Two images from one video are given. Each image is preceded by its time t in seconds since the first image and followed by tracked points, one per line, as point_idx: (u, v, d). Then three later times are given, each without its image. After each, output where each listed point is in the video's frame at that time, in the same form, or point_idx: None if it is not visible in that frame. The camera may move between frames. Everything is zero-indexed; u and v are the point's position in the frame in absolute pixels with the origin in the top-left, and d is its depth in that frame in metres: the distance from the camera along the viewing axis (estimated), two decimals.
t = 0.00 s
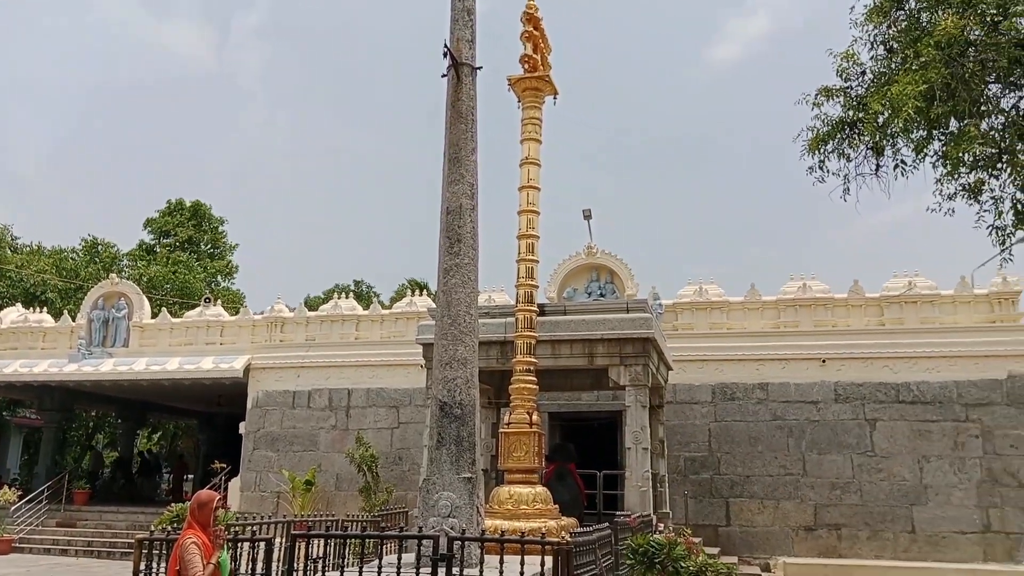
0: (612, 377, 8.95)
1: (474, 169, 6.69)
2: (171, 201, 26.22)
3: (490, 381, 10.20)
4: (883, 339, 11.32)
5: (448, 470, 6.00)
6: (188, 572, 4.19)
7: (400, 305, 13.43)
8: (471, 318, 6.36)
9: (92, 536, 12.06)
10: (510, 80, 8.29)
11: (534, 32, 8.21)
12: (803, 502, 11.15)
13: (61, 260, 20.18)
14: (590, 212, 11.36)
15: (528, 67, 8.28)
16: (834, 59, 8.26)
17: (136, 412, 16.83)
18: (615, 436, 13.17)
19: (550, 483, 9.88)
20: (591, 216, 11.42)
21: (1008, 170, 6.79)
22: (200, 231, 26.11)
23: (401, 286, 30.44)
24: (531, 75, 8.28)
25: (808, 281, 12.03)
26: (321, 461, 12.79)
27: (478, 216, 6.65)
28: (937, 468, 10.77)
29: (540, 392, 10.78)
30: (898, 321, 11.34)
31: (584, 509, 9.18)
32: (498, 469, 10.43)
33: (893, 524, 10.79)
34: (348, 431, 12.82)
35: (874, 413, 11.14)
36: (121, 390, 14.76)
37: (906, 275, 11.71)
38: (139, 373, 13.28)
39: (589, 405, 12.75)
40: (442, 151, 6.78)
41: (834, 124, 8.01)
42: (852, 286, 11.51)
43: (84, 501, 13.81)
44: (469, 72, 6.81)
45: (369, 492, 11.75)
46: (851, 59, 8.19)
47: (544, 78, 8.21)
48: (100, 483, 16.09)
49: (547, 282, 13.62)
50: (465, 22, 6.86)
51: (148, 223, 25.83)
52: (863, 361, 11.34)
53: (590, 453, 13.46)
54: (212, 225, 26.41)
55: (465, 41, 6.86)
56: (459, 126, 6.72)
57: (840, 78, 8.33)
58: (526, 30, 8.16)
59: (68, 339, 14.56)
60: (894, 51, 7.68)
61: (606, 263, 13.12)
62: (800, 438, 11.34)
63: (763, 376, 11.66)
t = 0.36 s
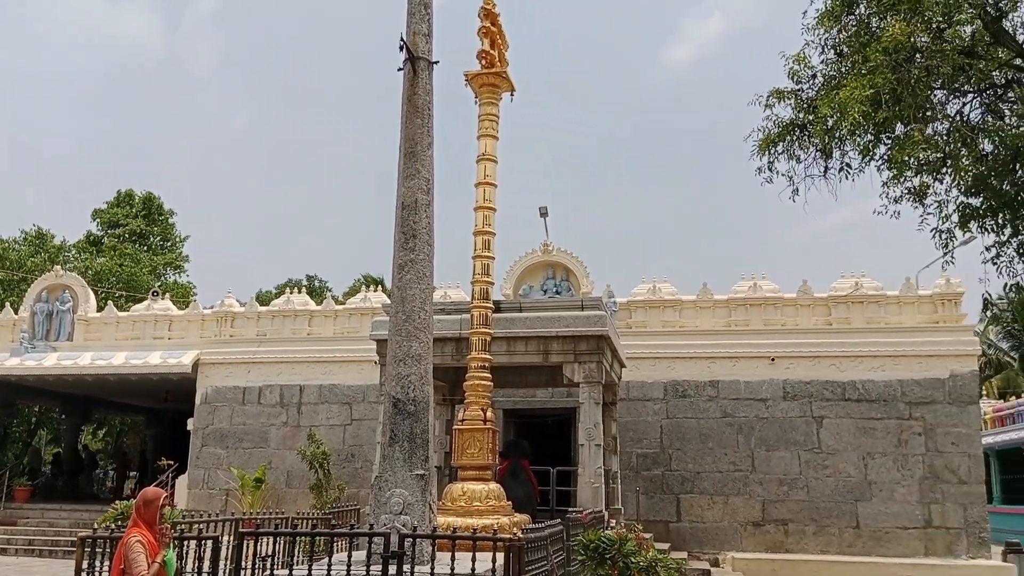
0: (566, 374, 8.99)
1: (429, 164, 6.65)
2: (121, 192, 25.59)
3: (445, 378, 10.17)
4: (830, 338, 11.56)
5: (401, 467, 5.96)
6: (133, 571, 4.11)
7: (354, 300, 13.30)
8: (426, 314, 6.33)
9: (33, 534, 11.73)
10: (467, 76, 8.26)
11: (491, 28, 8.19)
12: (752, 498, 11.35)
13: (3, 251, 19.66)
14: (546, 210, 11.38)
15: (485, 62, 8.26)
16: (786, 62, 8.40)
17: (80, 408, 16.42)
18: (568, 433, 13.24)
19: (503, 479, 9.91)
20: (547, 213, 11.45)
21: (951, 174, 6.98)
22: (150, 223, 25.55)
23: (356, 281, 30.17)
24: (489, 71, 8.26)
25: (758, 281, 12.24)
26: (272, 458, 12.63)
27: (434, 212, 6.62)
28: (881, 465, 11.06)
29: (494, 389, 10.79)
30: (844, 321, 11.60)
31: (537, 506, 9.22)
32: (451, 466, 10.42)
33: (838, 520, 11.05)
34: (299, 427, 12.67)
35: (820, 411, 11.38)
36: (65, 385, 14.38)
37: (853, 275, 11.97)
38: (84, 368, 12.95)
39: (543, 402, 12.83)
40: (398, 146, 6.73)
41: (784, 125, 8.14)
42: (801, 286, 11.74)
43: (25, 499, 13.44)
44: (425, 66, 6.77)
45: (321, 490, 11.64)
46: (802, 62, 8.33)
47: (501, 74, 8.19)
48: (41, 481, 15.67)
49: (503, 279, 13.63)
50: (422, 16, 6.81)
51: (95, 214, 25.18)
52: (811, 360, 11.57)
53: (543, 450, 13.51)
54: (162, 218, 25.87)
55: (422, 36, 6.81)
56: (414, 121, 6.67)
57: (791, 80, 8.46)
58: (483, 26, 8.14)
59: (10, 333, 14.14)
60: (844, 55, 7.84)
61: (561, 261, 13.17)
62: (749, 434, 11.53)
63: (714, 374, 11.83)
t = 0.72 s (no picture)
0: (516, 371, 9.01)
1: (381, 158, 6.60)
2: (62, 179, 24.85)
3: (395, 373, 10.11)
4: (775, 338, 11.80)
5: (348, 464, 5.90)
6: (69, 568, 4.00)
7: (303, 294, 13.13)
8: (376, 310, 6.28)
9: None
10: (421, 71, 8.21)
11: (446, 23, 8.14)
12: (697, 494, 11.53)
13: None
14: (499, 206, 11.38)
15: (440, 57, 8.22)
16: (736, 67, 8.53)
17: (16, 401, 15.93)
18: (518, 429, 13.26)
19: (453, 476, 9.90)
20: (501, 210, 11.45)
21: (892, 181, 7.17)
22: (92, 212, 24.87)
23: (306, 275, 29.78)
24: (443, 66, 8.22)
25: (707, 281, 12.41)
26: (215, 454, 12.41)
27: (385, 207, 6.56)
28: (822, 462, 11.33)
29: (444, 386, 10.76)
30: (789, 322, 11.84)
31: (485, 502, 9.23)
32: (399, 463, 10.37)
33: (780, 516, 11.29)
34: (245, 423, 12.47)
35: (764, 410, 11.61)
36: None
37: (798, 277, 12.23)
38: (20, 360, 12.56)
39: (494, 398, 12.87)
40: (350, 139, 6.66)
41: (734, 130, 8.28)
42: (748, 287, 11.95)
43: None
44: (378, 60, 6.71)
45: (266, 487, 11.48)
46: (752, 67, 8.47)
47: (456, 70, 8.16)
48: None
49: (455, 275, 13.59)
50: (376, 8, 6.74)
51: (35, 202, 24.42)
52: (757, 359, 11.79)
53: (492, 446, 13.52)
54: (105, 207, 25.20)
55: (376, 28, 6.75)
56: (367, 114, 6.60)
57: (741, 86, 8.60)
58: (438, 21, 8.10)
59: None
60: (792, 61, 7.99)
61: (513, 258, 13.19)
62: (695, 432, 11.71)
63: (662, 372, 11.98)
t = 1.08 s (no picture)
0: (470, 363, 9.00)
1: (335, 146, 6.51)
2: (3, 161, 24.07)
3: (347, 364, 10.03)
4: (725, 333, 11.98)
5: (297, 456, 5.83)
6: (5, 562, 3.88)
7: (253, 283, 12.92)
8: (328, 300, 6.21)
9: None
10: (378, 59, 8.12)
11: (404, 12, 8.06)
12: (646, 487, 11.67)
13: None
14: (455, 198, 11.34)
15: (397, 46, 8.14)
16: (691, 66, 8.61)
17: None
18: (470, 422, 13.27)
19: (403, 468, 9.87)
20: (456, 202, 11.41)
21: (841, 181, 7.33)
22: (35, 195, 24.13)
23: (258, 264, 29.31)
24: (400, 55, 8.14)
25: (659, 277, 12.54)
26: (160, 445, 12.17)
27: (339, 196, 6.48)
28: (768, 456, 11.56)
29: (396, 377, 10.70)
30: (738, 317, 12.04)
31: (436, 494, 9.21)
32: (350, 454, 10.29)
33: (726, 508, 11.50)
34: (191, 413, 12.25)
35: (713, 403, 11.79)
36: None
37: (748, 274, 12.43)
38: None
39: (447, 390, 12.87)
40: (303, 126, 6.55)
41: (688, 128, 8.37)
42: (699, 282, 12.11)
43: None
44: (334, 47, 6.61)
45: (213, 479, 11.31)
46: (706, 66, 8.56)
47: (413, 59, 8.09)
48: None
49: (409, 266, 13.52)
50: None
51: None
52: (707, 354, 11.96)
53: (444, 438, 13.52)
54: (49, 190, 24.49)
55: (332, 15, 6.65)
56: (321, 102, 6.50)
57: (696, 84, 8.68)
58: (396, 9, 8.02)
59: None
60: (746, 61, 8.11)
61: (468, 250, 13.16)
62: (645, 425, 11.84)
63: (614, 366, 12.08)
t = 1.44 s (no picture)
0: (410, 352, 8.97)
1: (272, 130, 6.39)
2: None
3: (283, 353, 9.89)
4: (662, 322, 12.18)
5: (230, 445, 5.73)
6: None
7: (187, 269, 12.63)
8: (263, 287, 6.10)
9: None
10: (317, 42, 7.99)
11: None
12: (585, 473, 11.82)
13: None
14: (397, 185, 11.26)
15: (337, 30, 8.03)
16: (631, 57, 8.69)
17: None
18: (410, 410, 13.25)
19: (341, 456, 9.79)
20: (397, 189, 11.33)
21: (775, 173, 7.52)
22: None
23: (194, 250, 28.61)
24: (340, 38, 8.03)
25: (600, 267, 12.67)
26: (89, 435, 11.83)
27: (275, 181, 6.36)
28: (703, 442, 11.81)
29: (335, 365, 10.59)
30: (676, 306, 12.25)
31: (374, 483, 9.17)
32: (287, 443, 10.17)
33: (663, 493, 11.73)
34: (122, 402, 11.92)
35: (651, 390, 11.99)
36: None
37: (686, 264, 12.64)
38: None
39: (387, 378, 12.84)
40: (239, 109, 6.41)
41: (628, 119, 8.46)
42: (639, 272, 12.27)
43: None
44: (271, 28, 6.48)
45: (144, 470, 11.05)
46: (646, 58, 8.65)
47: (353, 43, 7.99)
48: None
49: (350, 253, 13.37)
50: None
51: None
52: (645, 343, 12.15)
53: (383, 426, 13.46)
54: None
55: None
56: (258, 84, 6.37)
57: (636, 76, 8.77)
58: None
59: None
60: (685, 53, 8.23)
61: (410, 238, 13.08)
62: (585, 412, 11.98)
63: (555, 354, 12.18)
